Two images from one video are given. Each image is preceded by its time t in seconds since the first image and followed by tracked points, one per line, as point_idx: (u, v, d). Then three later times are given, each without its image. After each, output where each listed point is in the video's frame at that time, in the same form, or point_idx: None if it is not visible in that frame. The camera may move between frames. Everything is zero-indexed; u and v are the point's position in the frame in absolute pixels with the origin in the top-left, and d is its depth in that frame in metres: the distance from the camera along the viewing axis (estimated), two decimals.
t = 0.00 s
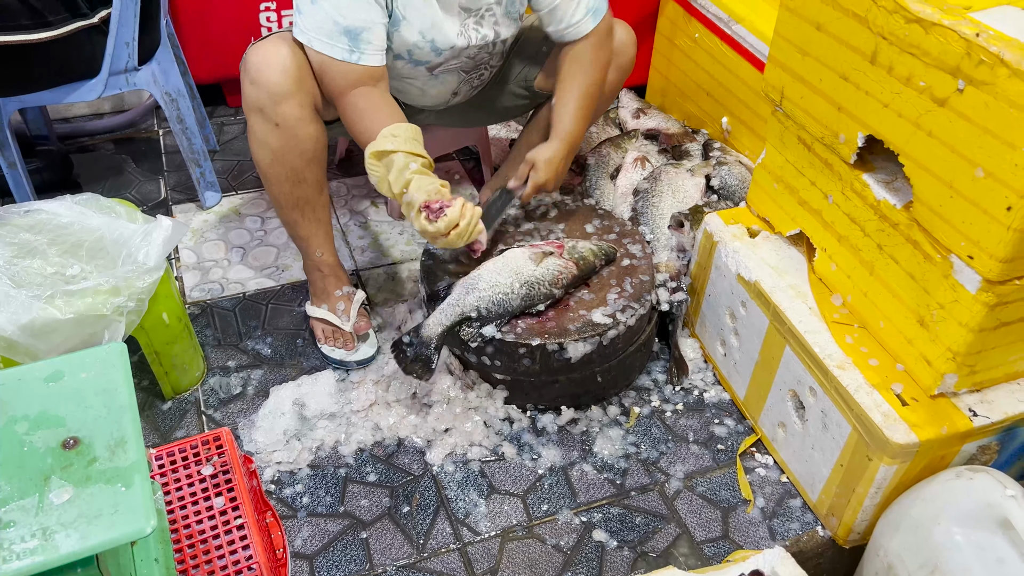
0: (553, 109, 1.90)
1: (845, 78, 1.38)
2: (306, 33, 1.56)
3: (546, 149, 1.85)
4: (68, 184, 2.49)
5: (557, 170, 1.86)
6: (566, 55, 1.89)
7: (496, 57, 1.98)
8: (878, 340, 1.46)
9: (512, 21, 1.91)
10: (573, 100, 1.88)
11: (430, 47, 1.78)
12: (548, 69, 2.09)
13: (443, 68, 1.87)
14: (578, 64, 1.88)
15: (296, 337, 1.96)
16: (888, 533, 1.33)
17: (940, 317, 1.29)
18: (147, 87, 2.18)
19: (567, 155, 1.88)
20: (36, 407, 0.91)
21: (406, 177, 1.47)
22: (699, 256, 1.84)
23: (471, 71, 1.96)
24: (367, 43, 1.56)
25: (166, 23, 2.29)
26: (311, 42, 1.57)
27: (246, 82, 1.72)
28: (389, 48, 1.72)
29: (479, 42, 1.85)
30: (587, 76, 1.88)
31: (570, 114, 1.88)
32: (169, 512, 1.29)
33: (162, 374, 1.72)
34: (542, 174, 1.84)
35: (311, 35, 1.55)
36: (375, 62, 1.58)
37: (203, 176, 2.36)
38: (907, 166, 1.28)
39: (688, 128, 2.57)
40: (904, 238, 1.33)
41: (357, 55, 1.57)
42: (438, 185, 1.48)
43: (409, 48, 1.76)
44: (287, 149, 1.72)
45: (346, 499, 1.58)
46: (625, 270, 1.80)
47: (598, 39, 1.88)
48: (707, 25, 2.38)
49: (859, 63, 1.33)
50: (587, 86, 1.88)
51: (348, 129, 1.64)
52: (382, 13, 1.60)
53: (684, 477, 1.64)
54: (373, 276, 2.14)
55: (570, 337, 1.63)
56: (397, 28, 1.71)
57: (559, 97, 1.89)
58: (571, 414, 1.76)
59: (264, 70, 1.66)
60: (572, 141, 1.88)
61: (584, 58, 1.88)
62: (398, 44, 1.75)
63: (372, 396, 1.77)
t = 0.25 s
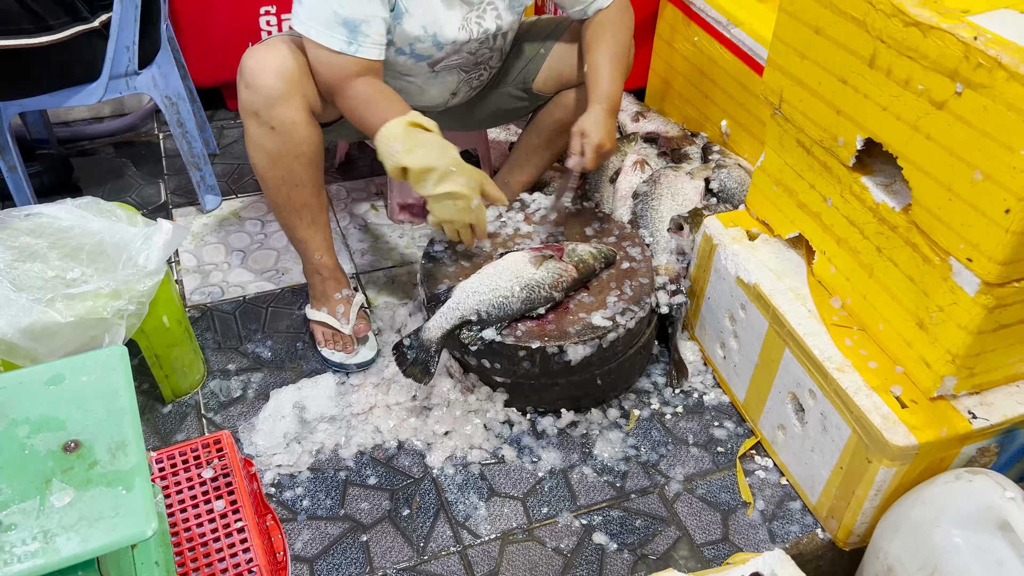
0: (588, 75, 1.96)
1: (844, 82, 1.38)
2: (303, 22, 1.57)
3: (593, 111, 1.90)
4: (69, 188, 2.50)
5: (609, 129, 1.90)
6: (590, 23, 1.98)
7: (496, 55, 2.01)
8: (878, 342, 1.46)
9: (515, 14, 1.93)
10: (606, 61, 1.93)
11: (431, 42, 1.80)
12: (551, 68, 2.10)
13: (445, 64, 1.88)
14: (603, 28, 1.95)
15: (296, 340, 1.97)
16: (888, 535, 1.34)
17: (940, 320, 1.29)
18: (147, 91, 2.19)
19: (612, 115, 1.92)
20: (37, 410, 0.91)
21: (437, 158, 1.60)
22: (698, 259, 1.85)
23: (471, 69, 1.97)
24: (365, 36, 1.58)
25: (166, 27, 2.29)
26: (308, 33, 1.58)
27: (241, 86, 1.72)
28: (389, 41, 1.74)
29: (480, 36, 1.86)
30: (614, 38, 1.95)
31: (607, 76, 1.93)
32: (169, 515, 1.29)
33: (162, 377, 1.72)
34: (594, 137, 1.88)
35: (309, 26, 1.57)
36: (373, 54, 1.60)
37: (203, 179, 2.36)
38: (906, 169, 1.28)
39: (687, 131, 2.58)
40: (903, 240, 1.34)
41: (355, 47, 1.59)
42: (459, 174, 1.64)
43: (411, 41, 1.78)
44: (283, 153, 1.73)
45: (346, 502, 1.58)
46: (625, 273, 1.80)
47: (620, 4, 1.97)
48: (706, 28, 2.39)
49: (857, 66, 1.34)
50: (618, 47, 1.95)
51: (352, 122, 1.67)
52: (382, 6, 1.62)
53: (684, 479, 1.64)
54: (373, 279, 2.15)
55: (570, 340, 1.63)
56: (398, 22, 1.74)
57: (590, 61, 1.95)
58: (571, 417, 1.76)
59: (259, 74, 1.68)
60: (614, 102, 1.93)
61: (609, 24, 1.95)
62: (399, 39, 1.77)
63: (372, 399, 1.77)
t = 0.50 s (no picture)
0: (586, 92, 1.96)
1: (843, 87, 1.39)
2: (327, 31, 1.60)
3: (600, 132, 1.91)
4: (70, 193, 2.50)
5: (621, 146, 1.91)
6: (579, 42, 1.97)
7: (501, 55, 2.03)
8: (877, 346, 1.46)
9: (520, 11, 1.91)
10: (602, 79, 1.93)
11: (443, 39, 1.81)
12: (553, 75, 2.12)
13: (455, 64, 1.91)
14: (593, 45, 1.95)
15: (297, 344, 1.97)
16: (888, 538, 1.34)
17: (938, 324, 1.30)
18: (148, 97, 2.19)
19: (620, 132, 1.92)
20: (40, 415, 0.92)
21: (471, 162, 1.70)
22: (698, 264, 1.85)
23: (479, 69, 2.00)
24: (389, 37, 1.61)
25: (167, 32, 2.30)
26: (333, 40, 1.61)
27: (264, 90, 1.73)
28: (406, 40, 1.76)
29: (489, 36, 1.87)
30: (605, 54, 1.94)
31: (605, 92, 1.93)
32: (171, 520, 1.30)
33: (163, 382, 1.73)
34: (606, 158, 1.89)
35: (332, 33, 1.60)
36: (398, 54, 1.64)
37: (205, 184, 2.37)
38: (904, 174, 1.29)
39: (687, 135, 2.59)
40: (901, 245, 1.34)
41: (379, 49, 1.62)
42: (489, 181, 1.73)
43: (423, 42, 1.80)
44: (302, 158, 1.74)
45: (347, 507, 1.58)
46: (625, 277, 1.81)
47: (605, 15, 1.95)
48: (705, 33, 2.40)
49: (855, 72, 1.35)
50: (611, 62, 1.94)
51: (385, 126, 1.72)
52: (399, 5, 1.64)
53: (684, 483, 1.64)
54: (374, 284, 2.15)
55: (570, 344, 1.63)
56: (411, 20, 1.75)
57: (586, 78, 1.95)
58: (571, 421, 1.77)
59: (284, 79, 1.69)
60: (615, 118, 1.93)
61: (598, 39, 1.94)
62: (412, 37, 1.78)
63: (372, 403, 1.77)
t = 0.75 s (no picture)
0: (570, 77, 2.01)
1: (840, 92, 1.40)
2: (333, 41, 1.62)
3: (575, 120, 1.96)
4: (71, 198, 2.51)
5: (593, 135, 1.96)
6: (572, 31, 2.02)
7: (503, 57, 2.05)
8: (875, 350, 1.47)
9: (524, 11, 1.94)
10: (586, 66, 1.99)
11: (451, 43, 1.82)
12: (553, 80, 2.12)
13: (461, 66, 1.93)
14: (585, 33, 2.01)
15: (297, 348, 1.98)
16: (887, 542, 1.34)
17: (936, 328, 1.30)
18: (149, 102, 2.20)
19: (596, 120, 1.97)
20: (42, 420, 0.92)
21: (469, 180, 1.72)
22: (696, 267, 1.86)
23: (482, 72, 2.02)
24: (395, 45, 1.62)
25: (168, 38, 2.31)
26: (339, 49, 1.63)
27: (275, 96, 1.74)
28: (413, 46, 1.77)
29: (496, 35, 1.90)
30: (594, 43, 2.00)
31: (587, 80, 1.98)
32: (171, 524, 1.30)
33: (163, 386, 1.73)
34: (578, 145, 1.94)
35: (339, 43, 1.61)
36: (405, 62, 1.65)
37: (205, 188, 2.38)
38: (902, 178, 1.29)
39: (685, 140, 2.60)
40: (899, 249, 1.35)
41: (386, 57, 1.63)
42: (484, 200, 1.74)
43: (431, 46, 1.81)
44: (310, 165, 1.75)
45: (347, 511, 1.58)
46: (624, 281, 1.82)
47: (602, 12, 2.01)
48: (703, 37, 2.41)
49: (853, 77, 1.35)
50: (598, 56, 2.00)
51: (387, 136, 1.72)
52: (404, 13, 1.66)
53: (683, 487, 1.64)
54: (374, 288, 2.16)
55: (570, 348, 1.64)
56: (418, 26, 1.75)
57: (573, 64, 2.01)
58: (571, 425, 1.77)
59: (295, 87, 1.69)
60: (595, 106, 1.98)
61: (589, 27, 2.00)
62: (420, 43, 1.79)
63: (372, 407, 1.78)
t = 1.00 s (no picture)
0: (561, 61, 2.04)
1: (839, 95, 1.40)
2: (331, 42, 1.62)
3: (567, 99, 1.97)
4: (71, 201, 2.51)
5: (584, 115, 1.98)
6: (563, 18, 2.06)
7: (501, 60, 2.06)
8: (874, 353, 1.47)
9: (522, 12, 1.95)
10: (576, 47, 2.02)
11: (449, 47, 1.82)
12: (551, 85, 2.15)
13: (460, 69, 1.93)
14: (572, 18, 2.05)
15: (298, 352, 1.98)
16: (886, 544, 1.34)
17: (935, 330, 1.31)
18: (149, 106, 2.20)
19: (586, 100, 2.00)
20: (43, 423, 0.92)
21: (464, 179, 1.72)
22: (695, 270, 1.86)
23: (481, 76, 2.03)
24: (393, 47, 1.63)
25: (168, 42, 2.31)
26: (337, 51, 1.64)
27: (274, 100, 1.75)
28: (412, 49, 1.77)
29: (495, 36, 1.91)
30: (583, 26, 2.04)
31: (577, 60, 2.02)
32: (172, 527, 1.30)
33: (164, 390, 1.73)
34: (571, 123, 1.95)
35: (337, 44, 1.62)
36: (403, 64, 1.66)
37: (205, 192, 2.38)
38: (900, 181, 1.30)
39: (684, 143, 2.61)
40: (898, 252, 1.35)
41: (384, 58, 1.64)
42: (478, 199, 1.74)
43: (429, 49, 1.81)
44: (309, 169, 1.75)
45: (348, 514, 1.58)
46: (623, 284, 1.82)
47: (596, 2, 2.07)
48: (702, 41, 2.42)
49: (852, 81, 1.36)
50: (588, 39, 2.04)
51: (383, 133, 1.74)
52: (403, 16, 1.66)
53: (683, 489, 1.65)
54: (373, 291, 2.16)
55: (570, 351, 1.64)
56: (417, 29, 1.75)
57: (562, 47, 2.04)
58: (571, 428, 1.77)
59: (294, 91, 1.70)
60: (585, 87, 2.01)
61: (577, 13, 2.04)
62: (418, 46, 1.79)
63: (373, 410, 1.78)
